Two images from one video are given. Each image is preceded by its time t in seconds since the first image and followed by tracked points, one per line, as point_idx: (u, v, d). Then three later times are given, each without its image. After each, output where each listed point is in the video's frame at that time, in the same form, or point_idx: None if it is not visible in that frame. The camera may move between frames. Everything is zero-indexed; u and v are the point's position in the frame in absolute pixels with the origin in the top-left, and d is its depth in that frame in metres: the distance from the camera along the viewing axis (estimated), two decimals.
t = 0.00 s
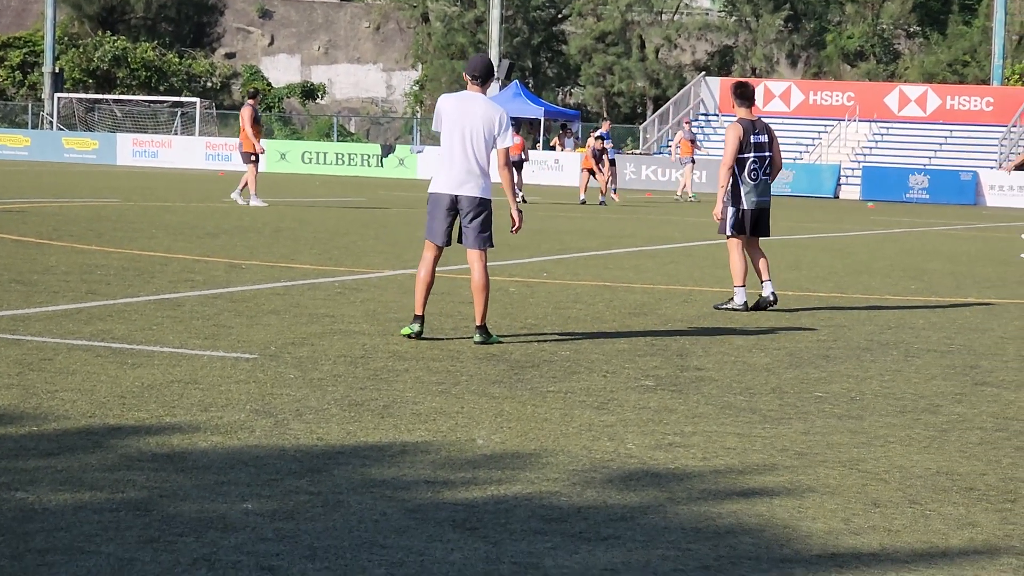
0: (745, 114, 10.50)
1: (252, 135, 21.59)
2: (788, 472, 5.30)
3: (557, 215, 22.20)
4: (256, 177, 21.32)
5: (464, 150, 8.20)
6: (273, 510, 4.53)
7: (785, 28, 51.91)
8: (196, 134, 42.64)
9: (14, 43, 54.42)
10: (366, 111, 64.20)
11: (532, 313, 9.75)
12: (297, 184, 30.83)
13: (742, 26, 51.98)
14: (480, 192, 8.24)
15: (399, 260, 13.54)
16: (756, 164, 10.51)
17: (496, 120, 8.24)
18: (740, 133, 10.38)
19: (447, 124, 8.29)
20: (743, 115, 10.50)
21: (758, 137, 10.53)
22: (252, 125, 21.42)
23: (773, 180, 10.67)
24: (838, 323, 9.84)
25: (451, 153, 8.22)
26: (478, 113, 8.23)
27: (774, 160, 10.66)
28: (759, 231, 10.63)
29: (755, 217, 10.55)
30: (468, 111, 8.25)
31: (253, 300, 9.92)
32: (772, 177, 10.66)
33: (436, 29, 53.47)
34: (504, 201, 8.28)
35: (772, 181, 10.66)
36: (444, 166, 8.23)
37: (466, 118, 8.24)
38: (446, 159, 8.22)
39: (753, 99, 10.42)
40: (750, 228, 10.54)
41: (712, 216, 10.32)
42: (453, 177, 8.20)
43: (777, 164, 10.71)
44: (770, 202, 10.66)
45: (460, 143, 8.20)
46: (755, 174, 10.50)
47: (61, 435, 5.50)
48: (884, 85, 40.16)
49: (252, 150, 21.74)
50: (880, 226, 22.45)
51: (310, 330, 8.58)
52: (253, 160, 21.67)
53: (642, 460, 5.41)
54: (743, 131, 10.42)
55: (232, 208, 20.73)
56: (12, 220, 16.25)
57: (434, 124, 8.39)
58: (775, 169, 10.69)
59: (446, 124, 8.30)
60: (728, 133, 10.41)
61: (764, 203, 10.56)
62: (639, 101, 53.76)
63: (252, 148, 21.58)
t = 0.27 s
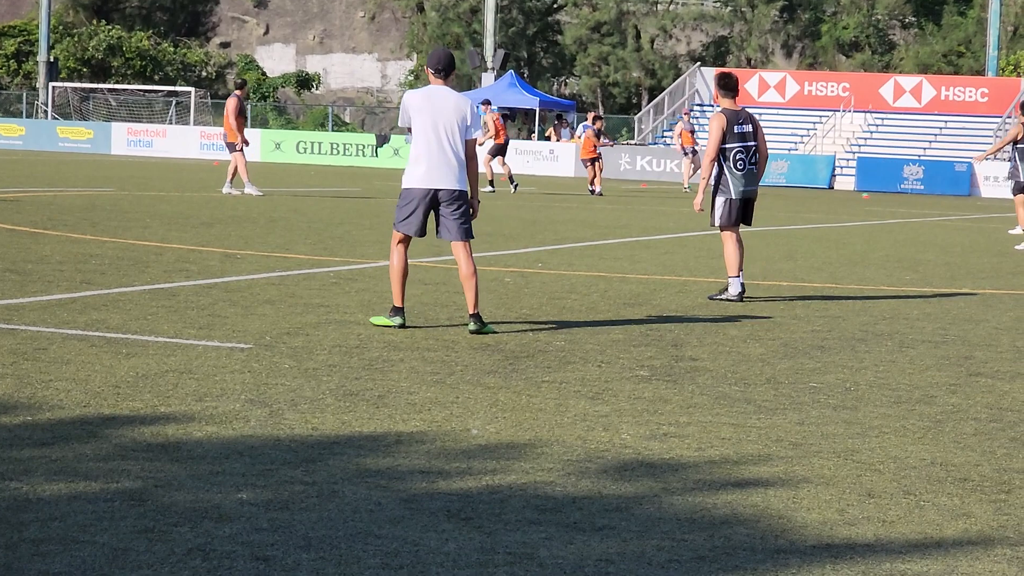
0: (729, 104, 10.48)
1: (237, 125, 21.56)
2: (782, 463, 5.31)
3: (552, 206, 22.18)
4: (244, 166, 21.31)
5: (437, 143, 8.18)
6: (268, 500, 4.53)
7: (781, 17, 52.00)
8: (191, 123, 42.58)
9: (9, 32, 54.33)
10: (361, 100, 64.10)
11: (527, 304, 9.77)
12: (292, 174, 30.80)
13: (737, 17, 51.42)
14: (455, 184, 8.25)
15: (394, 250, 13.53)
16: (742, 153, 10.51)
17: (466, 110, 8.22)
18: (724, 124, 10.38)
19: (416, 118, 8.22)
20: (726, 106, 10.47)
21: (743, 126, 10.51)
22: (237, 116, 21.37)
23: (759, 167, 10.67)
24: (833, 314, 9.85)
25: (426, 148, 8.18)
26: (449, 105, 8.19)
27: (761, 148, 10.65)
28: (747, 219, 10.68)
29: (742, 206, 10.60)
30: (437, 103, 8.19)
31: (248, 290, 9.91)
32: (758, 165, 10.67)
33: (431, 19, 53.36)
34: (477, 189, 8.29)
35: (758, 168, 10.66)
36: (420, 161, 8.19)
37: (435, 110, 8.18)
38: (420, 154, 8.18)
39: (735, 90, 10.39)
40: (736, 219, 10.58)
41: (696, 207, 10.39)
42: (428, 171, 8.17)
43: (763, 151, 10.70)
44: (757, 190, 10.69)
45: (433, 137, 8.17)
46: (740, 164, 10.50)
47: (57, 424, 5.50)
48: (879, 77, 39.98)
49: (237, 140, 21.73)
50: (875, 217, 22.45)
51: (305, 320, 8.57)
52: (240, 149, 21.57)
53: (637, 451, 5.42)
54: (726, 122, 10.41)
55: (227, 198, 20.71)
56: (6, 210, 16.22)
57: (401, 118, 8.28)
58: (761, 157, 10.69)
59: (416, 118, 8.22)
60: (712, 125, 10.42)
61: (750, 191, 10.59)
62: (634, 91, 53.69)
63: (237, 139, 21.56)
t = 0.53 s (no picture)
0: (715, 101, 10.50)
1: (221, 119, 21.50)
2: (778, 457, 5.32)
3: (547, 201, 22.17)
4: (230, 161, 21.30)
5: (390, 132, 8.25)
6: (265, 494, 4.53)
7: (776, 13, 52.12)
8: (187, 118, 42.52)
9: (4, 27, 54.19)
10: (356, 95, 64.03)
11: (522, 299, 9.77)
12: (288, 169, 30.76)
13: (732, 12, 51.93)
14: (410, 172, 8.30)
15: (389, 245, 13.53)
16: (727, 150, 10.53)
17: (416, 100, 8.36)
18: (709, 120, 10.39)
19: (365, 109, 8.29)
20: (712, 103, 10.49)
21: (729, 124, 10.52)
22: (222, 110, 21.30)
23: (743, 164, 10.67)
24: (829, 309, 9.86)
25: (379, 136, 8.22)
26: (400, 94, 8.32)
27: (745, 145, 10.66)
28: (729, 215, 10.71)
29: (725, 203, 10.64)
30: (386, 94, 8.30)
31: (243, 285, 9.90)
32: (743, 162, 10.68)
33: (427, 14, 53.35)
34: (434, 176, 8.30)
35: (743, 165, 10.67)
36: (377, 152, 8.20)
37: (387, 100, 8.28)
38: (375, 144, 8.21)
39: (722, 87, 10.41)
40: (720, 214, 10.61)
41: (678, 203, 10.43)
42: (385, 158, 8.19)
43: (748, 149, 10.72)
44: (741, 186, 10.70)
45: (387, 125, 8.24)
46: (724, 160, 10.52)
47: (52, 419, 5.50)
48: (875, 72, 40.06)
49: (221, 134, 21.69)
50: (870, 212, 22.49)
51: (300, 314, 8.56)
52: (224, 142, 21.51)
53: (633, 445, 5.42)
54: (712, 119, 10.42)
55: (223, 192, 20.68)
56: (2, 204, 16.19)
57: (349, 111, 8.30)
58: (746, 154, 10.70)
59: (368, 110, 8.27)
60: (698, 121, 10.44)
61: (732, 188, 10.61)
62: (630, 86, 53.68)
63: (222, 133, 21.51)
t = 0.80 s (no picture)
0: (703, 94, 10.50)
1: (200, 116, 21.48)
2: (775, 455, 5.32)
3: (544, 198, 22.16)
4: (213, 159, 21.33)
5: (348, 132, 8.40)
6: (261, 492, 4.53)
7: (773, 11, 52.21)
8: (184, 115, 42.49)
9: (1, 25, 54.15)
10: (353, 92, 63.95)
11: (519, 296, 9.78)
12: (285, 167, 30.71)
13: (730, 9, 52.18)
14: (368, 172, 8.44)
15: (388, 243, 13.52)
16: (714, 143, 10.54)
17: (372, 100, 8.51)
18: (699, 115, 10.38)
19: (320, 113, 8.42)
20: (701, 96, 10.48)
21: (717, 118, 10.52)
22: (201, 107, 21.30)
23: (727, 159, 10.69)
24: (826, 306, 9.87)
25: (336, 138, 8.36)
26: (357, 94, 8.46)
27: (729, 140, 10.69)
28: (711, 209, 10.72)
29: (711, 195, 10.62)
30: (341, 95, 8.43)
31: (240, 283, 9.89)
32: (726, 156, 10.69)
33: (425, 11, 53.34)
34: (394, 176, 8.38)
35: (727, 160, 10.69)
36: (336, 153, 8.34)
37: (341, 102, 8.41)
38: (335, 146, 8.35)
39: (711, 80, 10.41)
40: (702, 206, 10.62)
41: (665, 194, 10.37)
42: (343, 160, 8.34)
43: (731, 144, 10.75)
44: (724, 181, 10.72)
45: (345, 127, 8.39)
46: (711, 154, 10.51)
47: (50, 416, 5.49)
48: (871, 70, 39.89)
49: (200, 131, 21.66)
50: (868, 209, 22.50)
51: (296, 311, 8.57)
52: (197, 140, 21.50)
53: (630, 443, 5.42)
54: (701, 112, 10.41)
55: (221, 190, 20.67)
56: None
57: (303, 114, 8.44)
58: (729, 149, 10.72)
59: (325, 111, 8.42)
60: (687, 114, 10.41)
61: (718, 181, 10.61)
62: (627, 84, 53.62)
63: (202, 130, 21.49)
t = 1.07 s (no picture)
0: (681, 97, 10.50)
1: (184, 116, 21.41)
2: (775, 455, 5.32)
3: (544, 198, 22.15)
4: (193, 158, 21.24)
5: (303, 125, 8.60)
6: (261, 492, 4.53)
7: (772, 11, 52.21)
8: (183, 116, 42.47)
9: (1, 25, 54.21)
10: (353, 92, 63.95)
11: (518, 296, 9.78)
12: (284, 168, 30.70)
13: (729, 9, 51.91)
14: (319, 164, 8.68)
15: (386, 243, 13.51)
16: (695, 146, 10.55)
17: (325, 94, 8.71)
18: (680, 118, 10.38)
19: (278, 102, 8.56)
20: (679, 100, 10.49)
21: (697, 121, 10.55)
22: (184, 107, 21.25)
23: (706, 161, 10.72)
24: (825, 306, 9.87)
25: (292, 131, 8.56)
26: (312, 88, 8.66)
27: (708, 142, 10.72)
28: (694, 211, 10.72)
29: (693, 198, 10.63)
30: (298, 87, 8.60)
31: (240, 283, 9.88)
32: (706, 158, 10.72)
33: (424, 12, 53.34)
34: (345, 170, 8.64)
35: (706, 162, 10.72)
36: (291, 145, 8.55)
37: (298, 94, 8.59)
38: (290, 137, 8.55)
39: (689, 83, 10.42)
40: (685, 209, 10.61)
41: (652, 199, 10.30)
42: (298, 154, 8.55)
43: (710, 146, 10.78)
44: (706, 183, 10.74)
45: (301, 121, 8.58)
46: (692, 156, 10.53)
47: (49, 416, 5.49)
48: (870, 71, 39.91)
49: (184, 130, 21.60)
50: (868, 210, 22.50)
51: (296, 311, 8.57)
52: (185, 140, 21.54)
53: (630, 443, 5.42)
54: (682, 116, 10.42)
55: (221, 191, 20.65)
56: None
57: (260, 101, 8.53)
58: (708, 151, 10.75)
59: (282, 102, 8.55)
60: (667, 119, 10.40)
61: (699, 184, 10.63)
62: (626, 84, 53.65)
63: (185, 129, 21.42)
